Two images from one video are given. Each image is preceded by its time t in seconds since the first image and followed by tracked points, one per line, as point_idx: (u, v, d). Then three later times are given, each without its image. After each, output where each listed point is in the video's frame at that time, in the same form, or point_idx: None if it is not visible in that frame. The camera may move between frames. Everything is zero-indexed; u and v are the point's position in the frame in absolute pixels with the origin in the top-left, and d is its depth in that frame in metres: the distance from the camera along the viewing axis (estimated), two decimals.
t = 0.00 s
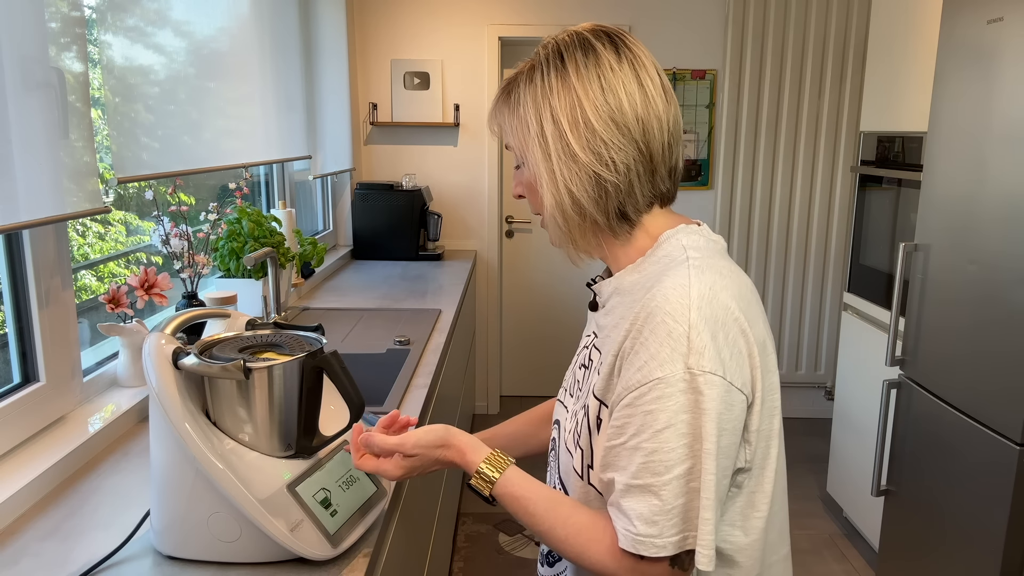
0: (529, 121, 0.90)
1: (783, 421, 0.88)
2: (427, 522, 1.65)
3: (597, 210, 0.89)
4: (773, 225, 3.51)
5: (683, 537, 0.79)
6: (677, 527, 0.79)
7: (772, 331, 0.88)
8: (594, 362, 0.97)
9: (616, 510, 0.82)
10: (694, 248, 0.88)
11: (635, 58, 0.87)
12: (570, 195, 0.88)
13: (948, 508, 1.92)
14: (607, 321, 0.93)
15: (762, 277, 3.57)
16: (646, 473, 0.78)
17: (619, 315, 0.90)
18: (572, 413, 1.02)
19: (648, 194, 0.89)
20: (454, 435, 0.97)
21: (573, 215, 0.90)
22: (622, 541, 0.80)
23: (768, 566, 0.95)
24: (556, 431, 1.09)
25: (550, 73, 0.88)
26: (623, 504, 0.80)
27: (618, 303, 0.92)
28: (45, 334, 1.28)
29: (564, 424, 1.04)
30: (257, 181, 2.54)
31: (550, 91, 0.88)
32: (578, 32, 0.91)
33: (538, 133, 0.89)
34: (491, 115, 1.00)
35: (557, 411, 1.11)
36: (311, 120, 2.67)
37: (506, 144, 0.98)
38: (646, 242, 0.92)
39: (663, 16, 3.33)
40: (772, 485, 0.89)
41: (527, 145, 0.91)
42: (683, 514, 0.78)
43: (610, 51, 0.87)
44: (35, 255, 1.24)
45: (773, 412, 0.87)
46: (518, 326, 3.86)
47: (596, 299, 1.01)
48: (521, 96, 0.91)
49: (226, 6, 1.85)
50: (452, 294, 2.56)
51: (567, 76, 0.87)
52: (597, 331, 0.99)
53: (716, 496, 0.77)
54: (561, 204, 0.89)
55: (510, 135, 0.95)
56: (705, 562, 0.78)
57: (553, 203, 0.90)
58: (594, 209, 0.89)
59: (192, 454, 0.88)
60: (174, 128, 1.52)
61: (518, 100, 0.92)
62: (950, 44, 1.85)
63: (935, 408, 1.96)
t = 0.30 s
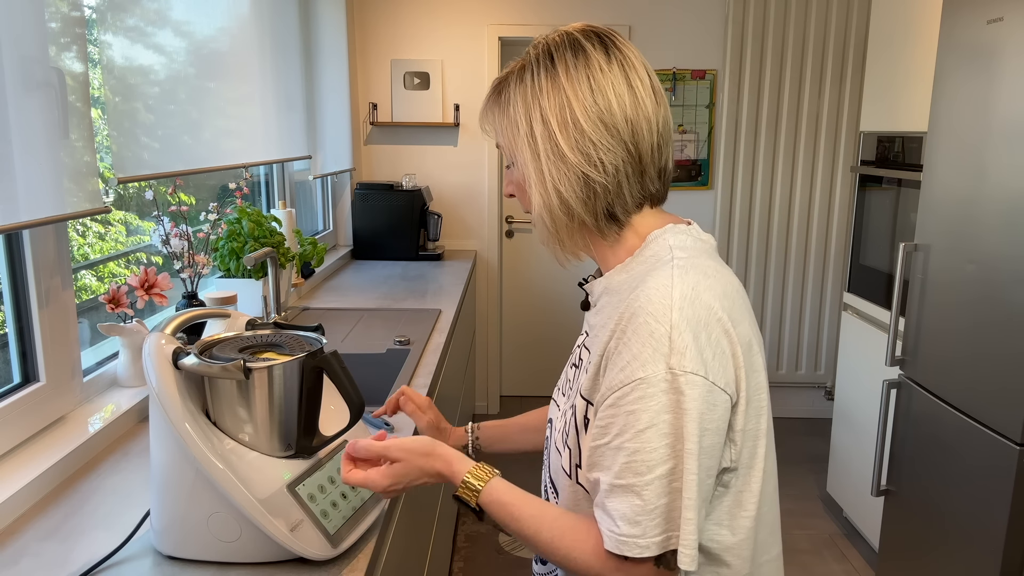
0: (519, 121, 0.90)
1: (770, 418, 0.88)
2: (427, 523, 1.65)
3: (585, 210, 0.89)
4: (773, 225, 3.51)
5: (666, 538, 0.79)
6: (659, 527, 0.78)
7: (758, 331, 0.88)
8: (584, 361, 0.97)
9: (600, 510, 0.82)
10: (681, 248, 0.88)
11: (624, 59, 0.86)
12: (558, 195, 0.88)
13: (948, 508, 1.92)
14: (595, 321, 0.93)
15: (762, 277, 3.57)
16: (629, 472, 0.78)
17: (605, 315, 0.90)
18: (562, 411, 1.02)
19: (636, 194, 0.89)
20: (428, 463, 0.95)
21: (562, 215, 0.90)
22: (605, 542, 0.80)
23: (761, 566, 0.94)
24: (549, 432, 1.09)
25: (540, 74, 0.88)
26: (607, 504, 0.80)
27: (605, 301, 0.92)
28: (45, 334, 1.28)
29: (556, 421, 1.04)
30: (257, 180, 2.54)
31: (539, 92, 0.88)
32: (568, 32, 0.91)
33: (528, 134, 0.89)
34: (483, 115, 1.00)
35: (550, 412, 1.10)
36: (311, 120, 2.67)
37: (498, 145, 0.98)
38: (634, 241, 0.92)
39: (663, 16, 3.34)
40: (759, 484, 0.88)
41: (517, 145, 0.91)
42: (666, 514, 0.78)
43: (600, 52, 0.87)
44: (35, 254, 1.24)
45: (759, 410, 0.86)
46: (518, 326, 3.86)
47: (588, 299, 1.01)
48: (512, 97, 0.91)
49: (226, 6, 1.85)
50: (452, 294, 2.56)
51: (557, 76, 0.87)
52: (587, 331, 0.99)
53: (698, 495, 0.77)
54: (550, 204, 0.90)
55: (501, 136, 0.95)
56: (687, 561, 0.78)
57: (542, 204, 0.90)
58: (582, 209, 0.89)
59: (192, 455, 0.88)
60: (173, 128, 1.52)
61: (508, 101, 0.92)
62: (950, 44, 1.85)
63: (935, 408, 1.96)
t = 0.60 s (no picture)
0: (511, 125, 0.90)
1: (746, 402, 0.88)
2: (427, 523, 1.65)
3: (583, 206, 0.89)
4: (773, 225, 3.51)
5: (625, 519, 0.80)
6: (620, 510, 0.79)
7: (736, 321, 0.88)
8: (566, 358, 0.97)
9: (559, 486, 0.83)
10: (658, 243, 0.89)
11: (607, 62, 0.89)
12: (557, 194, 0.88)
13: (948, 508, 1.92)
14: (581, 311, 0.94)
15: (762, 277, 3.57)
16: (591, 450, 0.79)
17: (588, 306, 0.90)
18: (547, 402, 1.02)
19: (628, 188, 0.91)
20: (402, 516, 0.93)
21: (560, 213, 0.90)
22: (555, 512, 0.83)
23: (744, 549, 0.94)
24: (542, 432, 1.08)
25: (530, 78, 0.89)
26: (567, 478, 0.81)
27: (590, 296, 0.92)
28: (46, 334, 1.28)
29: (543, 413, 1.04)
30: (257, 181, 2.54)
31: (530, 95, 0.88)
32: (548, 40, 0.92)
33: (522, 137, 0.89)
34: (465, 126, 1.00)
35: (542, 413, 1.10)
36: (311, 120, 2.67)
37: (484, 154, 0.97)
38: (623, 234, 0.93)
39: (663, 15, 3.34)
40: (738, 466, 0.88)
41: (510, 150, 0.91)
42: (625, 493, 0.79)
43: (584, 55, 0.88)
44: (35, 254, 1.24)
45: (736, 395, 0.87)
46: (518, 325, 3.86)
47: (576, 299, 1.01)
48: (502, 103, 0.91)
49: (226, 7, 1.85)
50: (452, 294, 2.56)
51: (546, 79, 0.88)
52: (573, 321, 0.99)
53: (666, 479, 0.77)
54: (549, 204, 0.89)
55: (490, 144, 0.94)
56: (657, 542, 0.78)
57: (543, 204, 0.89)
58: (580, 205, 0.89)
59: (192, 455, 0.88)
60: (174, 128, 1.52)
61: (498, 108, 0.92)
62: (949, 44, 1.86)
63: (935, 408, 1.96)
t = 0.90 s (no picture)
0: (495, 120, 0.92)
1: (716, 362, 0.94)
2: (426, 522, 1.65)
3: (564, 194, 0.93)
4: (774, 225, 3.51)
5: (595, 474, 0.85)
6: (594, 466, 0.85)
7: (702, 295, 0.94)
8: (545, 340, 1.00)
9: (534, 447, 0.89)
10: (627, 227, 0.94)
11: (581, 60, 0.93)
12: (541, 183, 0.92)
13: (948, 508, 1.92)
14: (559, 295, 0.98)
15: (762, 277, 3.57)
16: (564, 411, 0.85)
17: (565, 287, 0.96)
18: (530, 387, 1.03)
19: (601, 176, 0.96)
20: (382, 517, 0.93)
21: (543, 201, 0.93)
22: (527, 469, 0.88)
23: (723, 498, 1.02)
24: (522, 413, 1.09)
25: (511, 75, 0.91)
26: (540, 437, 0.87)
27: (567, 282, 0.97)
28: (45, 334, 1.28)
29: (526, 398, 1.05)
30: (257, 181, 2.54)
31: (513, 90, 0.91)
32: (523, 39, 0.95)
33: (506, 130, 0.91)
34: (444, 123, 1.01)
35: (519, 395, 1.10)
36: (311, 120, 2.67)
37: (463, 149, 0.99)
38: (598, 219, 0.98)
39: (663, 15, 3.34)
40: (711, 422, 0.94)
41: (494, 143, 0.93)
42: (597, 450, 0.85)
43: (561, 52, 0.92)
44: (35, 254, 1.24)
45: (707, 358, 0.93)
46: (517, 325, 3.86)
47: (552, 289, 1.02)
48: (484, 99, 0.93)
49: (226, 7, 1.85)
50: (452, 294, 2.57)
51: (528, 75, 0.91)
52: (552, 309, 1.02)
53: (637, 437, 0.83)
54: (533, 193, 0.92)
55: (471, 138, 0.96)
56: (631, 493, 0.83)
57: (528, 193, 0.92)
58: (562, 193, 0.93)
59: (192, 455, 0.88)
60: (174, 128, 1.52)
61: (480, 103, 0.94)
62: (949, 44, 1.86)
63: (935, 408, 1.96)
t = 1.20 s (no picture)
0: (488, 117, 0.93)
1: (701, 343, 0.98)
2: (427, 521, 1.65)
3: (555, 189, 0.95)
4: (773, 225, 3.51)
5: (601, 452, 0.88)
6: (598, 446, 0.88)
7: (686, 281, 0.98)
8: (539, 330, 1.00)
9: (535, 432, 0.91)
10: (616, 221, 0.96)
11: (570, 62, 0.95)
12: (535, 179, 0.93)
13: (948, 507, 1.92)
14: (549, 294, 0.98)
15: (762, 277, 3.57)
16: (568, 397, 0.87)
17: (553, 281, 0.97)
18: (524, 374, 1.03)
19: (589, 174, 0.98)
20: (380, 517, 0.95)
21: (535, 196, 0.95)
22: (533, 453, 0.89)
23: (704, 468, 1.06)
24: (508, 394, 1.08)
25: (505, 74, 0.92)
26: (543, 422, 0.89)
27: (557, 275, 0.96)
28: (45, 334, 1.28)
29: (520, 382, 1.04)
30: (257, 181, 2.54)
31: (507, 89, 0.92)
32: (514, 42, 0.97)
33: (500, 128, 0.92)
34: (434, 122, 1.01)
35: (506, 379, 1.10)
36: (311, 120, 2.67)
37: (454, 147, 0.99)
38: (585, 214, 1.00)
39: (662, 15, 3.34)
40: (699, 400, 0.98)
41: (488, 140, 0.94)
42: (600, 430, 0.87)
43: (552, 54, 0.94)
44: (35, 254, 1.24)
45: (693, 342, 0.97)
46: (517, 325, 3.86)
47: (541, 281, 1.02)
48: (479, 98, 0.94)
49: (226, 7, 1.85)
50: (452, 294, 2.57)
51: (521, 75, 0.92)
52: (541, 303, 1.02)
53: (639, 417, 0.87)
54: (526, 188, 0.94)
55: (464, 136, 0.96)
56: (636, 468, 0.87)
57: (521, 189, 0.94)
58: (554, 188, 0.94)
59: (192, 455, 0.88)
60: (174, 128, 1.52)
61: (475, 102, 0.94)
62: (949, 45, 1.85)
63: (935, 408, 1.96)
